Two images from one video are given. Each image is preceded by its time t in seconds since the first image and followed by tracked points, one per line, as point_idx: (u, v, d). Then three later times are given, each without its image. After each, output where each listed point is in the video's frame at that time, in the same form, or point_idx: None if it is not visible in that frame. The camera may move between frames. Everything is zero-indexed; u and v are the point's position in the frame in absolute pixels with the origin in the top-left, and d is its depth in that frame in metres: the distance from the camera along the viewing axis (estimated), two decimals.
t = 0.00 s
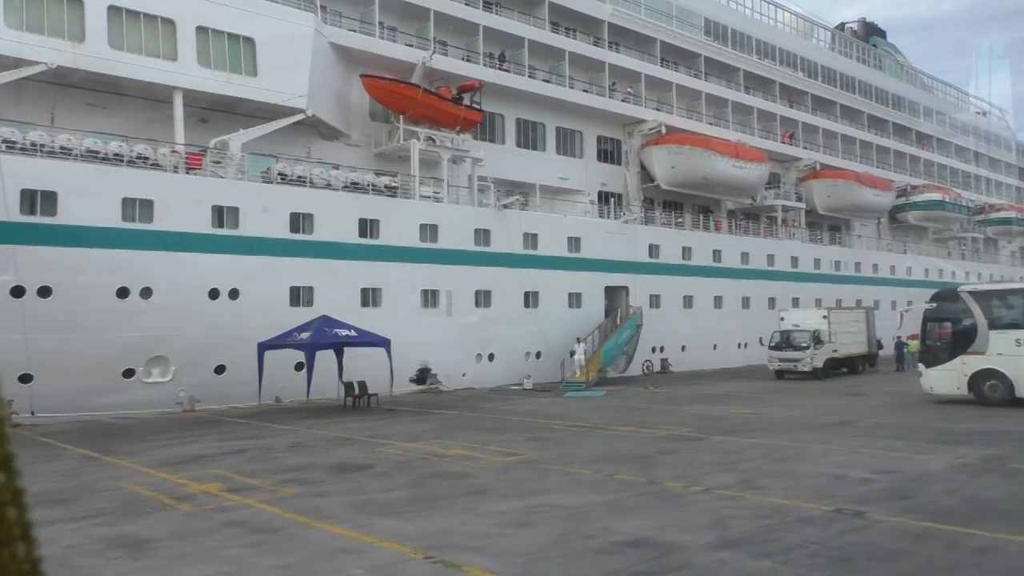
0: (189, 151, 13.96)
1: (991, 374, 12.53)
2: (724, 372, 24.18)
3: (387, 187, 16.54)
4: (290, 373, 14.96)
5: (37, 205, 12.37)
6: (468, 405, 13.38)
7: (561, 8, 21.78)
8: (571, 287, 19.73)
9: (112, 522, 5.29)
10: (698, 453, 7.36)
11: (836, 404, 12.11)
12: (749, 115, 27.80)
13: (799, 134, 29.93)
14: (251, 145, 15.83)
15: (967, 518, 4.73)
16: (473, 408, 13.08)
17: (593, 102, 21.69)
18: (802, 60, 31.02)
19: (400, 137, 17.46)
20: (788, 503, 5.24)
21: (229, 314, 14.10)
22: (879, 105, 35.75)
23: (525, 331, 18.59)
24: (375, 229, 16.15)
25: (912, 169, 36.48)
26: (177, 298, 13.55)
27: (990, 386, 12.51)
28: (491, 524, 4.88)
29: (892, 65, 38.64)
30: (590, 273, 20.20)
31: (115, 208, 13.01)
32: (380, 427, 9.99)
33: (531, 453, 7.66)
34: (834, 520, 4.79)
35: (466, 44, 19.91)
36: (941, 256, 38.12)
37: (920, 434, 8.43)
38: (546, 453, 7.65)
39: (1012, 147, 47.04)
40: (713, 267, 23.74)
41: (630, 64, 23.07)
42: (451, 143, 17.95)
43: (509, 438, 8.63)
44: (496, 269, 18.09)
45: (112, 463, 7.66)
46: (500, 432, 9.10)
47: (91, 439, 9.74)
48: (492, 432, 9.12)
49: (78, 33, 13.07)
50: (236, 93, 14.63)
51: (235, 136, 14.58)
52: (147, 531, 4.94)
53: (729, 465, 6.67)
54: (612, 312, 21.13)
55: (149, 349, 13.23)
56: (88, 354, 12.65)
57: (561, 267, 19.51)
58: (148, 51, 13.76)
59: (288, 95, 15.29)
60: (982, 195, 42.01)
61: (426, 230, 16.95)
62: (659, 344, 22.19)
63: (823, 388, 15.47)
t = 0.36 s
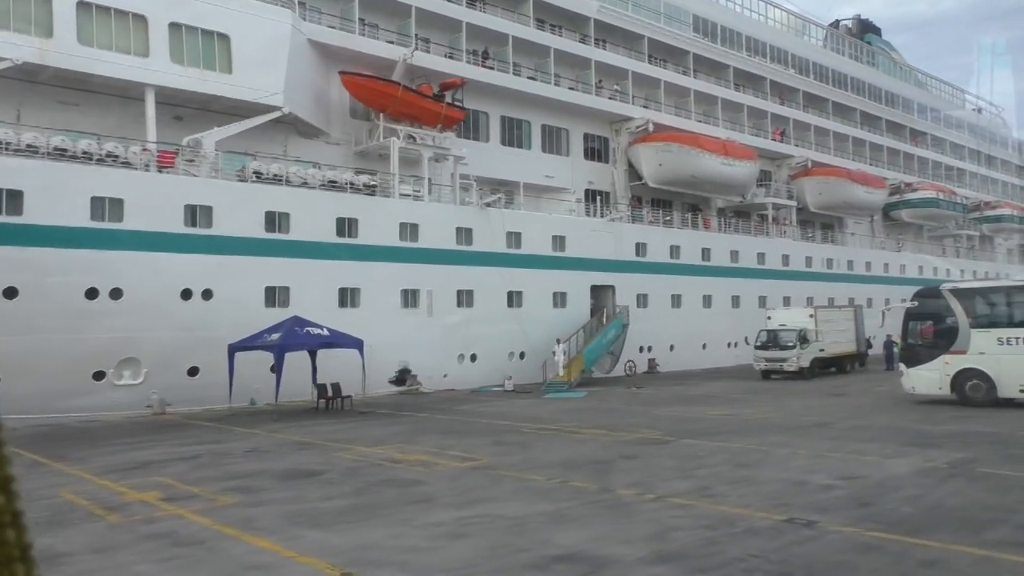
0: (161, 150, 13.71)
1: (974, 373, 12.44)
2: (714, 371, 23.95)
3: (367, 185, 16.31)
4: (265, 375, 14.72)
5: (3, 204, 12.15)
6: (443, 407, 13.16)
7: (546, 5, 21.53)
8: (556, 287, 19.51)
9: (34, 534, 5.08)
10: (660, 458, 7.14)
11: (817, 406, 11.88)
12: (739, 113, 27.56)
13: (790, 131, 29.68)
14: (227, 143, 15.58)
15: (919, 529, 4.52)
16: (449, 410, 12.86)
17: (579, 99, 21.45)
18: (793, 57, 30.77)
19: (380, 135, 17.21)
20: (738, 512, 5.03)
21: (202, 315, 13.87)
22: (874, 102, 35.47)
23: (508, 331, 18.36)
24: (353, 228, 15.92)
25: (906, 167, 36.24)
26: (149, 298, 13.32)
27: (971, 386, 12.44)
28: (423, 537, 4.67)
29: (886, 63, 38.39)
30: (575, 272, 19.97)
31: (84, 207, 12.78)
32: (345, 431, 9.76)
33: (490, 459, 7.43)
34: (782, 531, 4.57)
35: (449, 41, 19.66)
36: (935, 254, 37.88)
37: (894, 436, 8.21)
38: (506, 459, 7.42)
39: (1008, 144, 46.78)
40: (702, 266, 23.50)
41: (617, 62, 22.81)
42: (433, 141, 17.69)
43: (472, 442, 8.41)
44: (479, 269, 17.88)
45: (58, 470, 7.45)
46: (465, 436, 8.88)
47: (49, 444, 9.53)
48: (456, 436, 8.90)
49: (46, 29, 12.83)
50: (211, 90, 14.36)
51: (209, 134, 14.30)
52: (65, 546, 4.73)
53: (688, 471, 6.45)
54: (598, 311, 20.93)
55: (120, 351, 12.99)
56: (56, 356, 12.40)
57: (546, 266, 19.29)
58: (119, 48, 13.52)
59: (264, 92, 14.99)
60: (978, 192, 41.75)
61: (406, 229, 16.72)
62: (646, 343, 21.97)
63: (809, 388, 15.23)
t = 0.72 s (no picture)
0: (129, 151, 13.45)
1: (953, 373, 12.35)
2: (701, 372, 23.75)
3: (343, 186, 16.07)
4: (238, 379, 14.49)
5: None
6: (417, 411, 12.94)
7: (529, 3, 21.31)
8: (538, 288, 19.30)
9: None
10: (620, 463, 6.92)
11: (795, 407, 11.69)
12: (726, 111, 27.36)
13: (779, 130, 29.49)
14: (200, 144, 15.34)
15: (870, 539, 4.31)
16: (422, 413, 12.64)
17: (562, 98, 21.23)
18: (781, 56, 30.55)
19: (357, 136, 16.98)
20: (686, 521, 4.81)
21: (172, 319, 13.64)
22: (864, 100, 35.28)
23: (489, 333, 18.14)
24: (329, 229, 15.71)
25: (896, 166, 36.08)
26: (117, 302, 13.07)
27: (950, 386, 12.36)
28: (350, 551, 4.45)
29: (876, 61, 38.23)
30: (558, 272, 19.76)
31: (49, 209, 12.53)
32: (309, 436, 9.54)
33: (447, 465, 7.20)
34: (726, 543, 4.34)
35: (429, 40, 19.43)
36: (927, 253, 37.72)
37: (865, 439, 8.00)
38: (462, 465, 7.19)
39: (999, 142, 46.66)
40: (688, 266, 23.31)
41: (602, 60, 22.58)
42: (411, 141, 17.45)
43: (433, 448, 8.19)
44: (459, 270, 17.66)
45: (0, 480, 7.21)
46: (427, 441, 8.66)
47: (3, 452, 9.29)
48: (418, 442, 8.67)
49: (9, 27, 12.58)
50: (181, 90, 14.12)
51: (179, 134, 14.07)
52: None
53: (645, 478, 6.24)
54: (581, 312, 20.74)
55: (88, 356, 12.71)
56: (20, 361, 12.13)
57: (528, 267, 19.07)
58: (86, 47, 13.27)
59: (237, 91, 14.73)
60: (969, 191, 41.62)
61: (383, 230, 16.50)
62: (631, 345, 21.77)
63: (791, 389, 15.02)
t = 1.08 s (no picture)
0: (95, 152, 13.20)
1: (930, 373, 12.25)
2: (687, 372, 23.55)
3: (318, 186, 15.82)
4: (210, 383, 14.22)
5: None
6: (390, 414, 12.71)
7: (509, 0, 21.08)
8: (520, 288, 19.07)
9: None
10: (579, 469, 6.69)
11: (773, 408, 11.48)
12: (712, 109, 27.16)
13: (766, 127, 29.30)
14: (171, 145, 15.10)
15: (818, 551, 4.08)
16: (395, 417, 12.41)
17: (544, 96, 21.00)
18: (768, 53, 30.37)
19: (333, 135, 16.74)
20: (631, 532, 4.59)
21: (141, 323, 13.37)
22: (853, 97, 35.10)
23: (469, 334, 17.91)
24: (303, 230, 15.48)
25: (885, 163, 35.94)
26: (83, 305, 12.80)
27: (929, 386, 12.21)
28: (272, 568, 4.22)
29: (865, 58, 38.08)
30: (540, 272, 19.53)
31: (12, 212, 12.27)
32: (271, 442, 9.30)
33: (401, 472, 6.96)
34: (666, 555, 4.12)
35: (407, 38, 19.19)
36: (917, 249, 37.58)
37: (836, 441, 7.78)
38: (417, 472, 6.95)
39: (989, 139, 46.57)
40: (673, 265, 23.10)
41: (584, 57, 22.36)
42: (388, 140, 17.23)
43: (392, 454, 7.95)
44: (438, 271, 17.43)
45: None
46: (389, 447, 8.42)
47: None
48: (379, 447, 8.44)
49: None
50: (148, 90, 13.88)
51: (146, 135, 13.89)
52: None
53: (601, 484, 6.01)
54: (564, 312, 20.54)
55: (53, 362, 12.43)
56: None
57: (509, 267, 18.85)
58: (50, 46, 13.03)
59: (206, 90, 14.49)
60: (959, 188, 41.51)
61: (359, 231, 16.27)
62: (615, 345, 21.57)
63: (773, 389, 14.83)
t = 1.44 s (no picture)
0: (62, 156, 12.96)
1: (909, 375, 12.11)
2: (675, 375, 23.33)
3: (296, 189, 15.53)
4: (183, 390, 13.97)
5: None
6: (364, 421, 12.49)
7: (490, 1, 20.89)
8: (503, 291, 18.86)
9: None
10: (537, 479, 6.48)
11: (752, 412, 11.28)
12: (699, 109, 26.99)
13: (754, 128, 29.14)
14: (143, 149, 14.89)
15: (761, 568, 3.87)
16: (368, 424, 12.18)
17: (526, 98, 20.80)
18: (755, 53, 30.24)
19: (309, 138, 16.53)
20: (570, 548, 4.37)
21: (110, 329, 13.14)
22: (842, 97, 34.96)
23: (450, 339, 17.70)
24: (279, 234, 15.28)
25: (875, 163, 35.81)
26: (51, 312, 12.55)
27: (907, 389, 12.13)
28: None
29: (854, 58, 37.98)
30: (523, 275, 19.32)
31: None
32: (232, 452, 9.09)
33: (354, 484, 6.75)
34: (602, 573, 3.92)
35: (387, 40, 18.98)
36: (908, 249, 37.45)
37: (806, 446, 7.59)
38: (371, 483, 6.74)
39: (980, 138, 46.50)
40: (659, 267, 22.91)
41: (568, 58, 22.18)
42: (366, 143, 17.02)
43: (351, 464, 7.73)
44: (418, 274, 17.22)
45: None
46: (349, 457, 8.20)
47: None
48: (340, 457, 8.22)
49: None
50: (116, 92, 13.65)
51: (116, 138, 13.64)
52: None
53: (554, 495, 5.80)
54: (548, 316, 20.35)
55: (19, 370, 12.18)
56: None
57: (491, 270, 18.65)
58: (15, 49, 12.81)
59: (178, 92, 14.27)
60: (949, 187, 41.38)
61: (337, 235, 16.06)
62: (600, 348, 21.36)
63: (756, 392, 14.63)
